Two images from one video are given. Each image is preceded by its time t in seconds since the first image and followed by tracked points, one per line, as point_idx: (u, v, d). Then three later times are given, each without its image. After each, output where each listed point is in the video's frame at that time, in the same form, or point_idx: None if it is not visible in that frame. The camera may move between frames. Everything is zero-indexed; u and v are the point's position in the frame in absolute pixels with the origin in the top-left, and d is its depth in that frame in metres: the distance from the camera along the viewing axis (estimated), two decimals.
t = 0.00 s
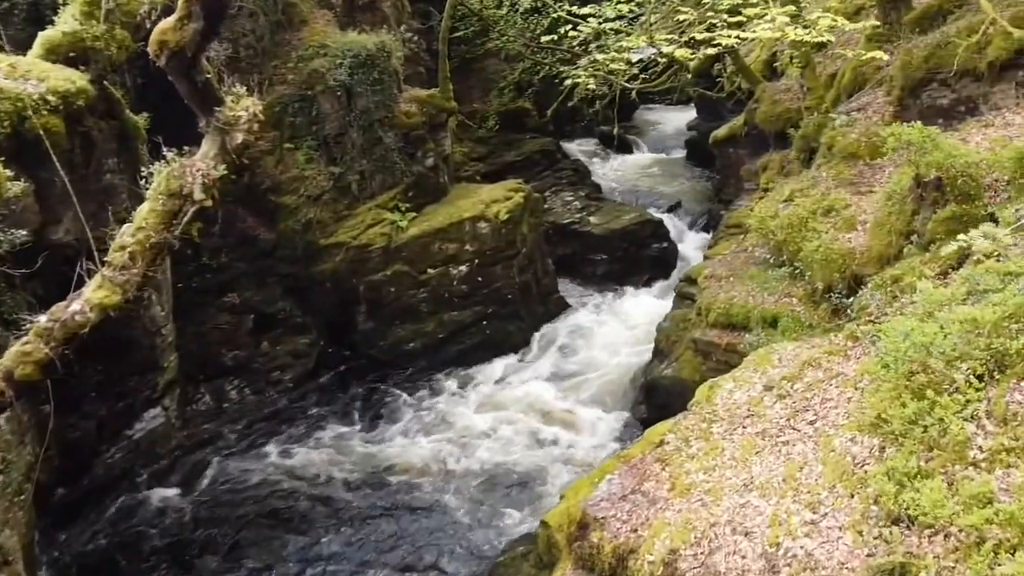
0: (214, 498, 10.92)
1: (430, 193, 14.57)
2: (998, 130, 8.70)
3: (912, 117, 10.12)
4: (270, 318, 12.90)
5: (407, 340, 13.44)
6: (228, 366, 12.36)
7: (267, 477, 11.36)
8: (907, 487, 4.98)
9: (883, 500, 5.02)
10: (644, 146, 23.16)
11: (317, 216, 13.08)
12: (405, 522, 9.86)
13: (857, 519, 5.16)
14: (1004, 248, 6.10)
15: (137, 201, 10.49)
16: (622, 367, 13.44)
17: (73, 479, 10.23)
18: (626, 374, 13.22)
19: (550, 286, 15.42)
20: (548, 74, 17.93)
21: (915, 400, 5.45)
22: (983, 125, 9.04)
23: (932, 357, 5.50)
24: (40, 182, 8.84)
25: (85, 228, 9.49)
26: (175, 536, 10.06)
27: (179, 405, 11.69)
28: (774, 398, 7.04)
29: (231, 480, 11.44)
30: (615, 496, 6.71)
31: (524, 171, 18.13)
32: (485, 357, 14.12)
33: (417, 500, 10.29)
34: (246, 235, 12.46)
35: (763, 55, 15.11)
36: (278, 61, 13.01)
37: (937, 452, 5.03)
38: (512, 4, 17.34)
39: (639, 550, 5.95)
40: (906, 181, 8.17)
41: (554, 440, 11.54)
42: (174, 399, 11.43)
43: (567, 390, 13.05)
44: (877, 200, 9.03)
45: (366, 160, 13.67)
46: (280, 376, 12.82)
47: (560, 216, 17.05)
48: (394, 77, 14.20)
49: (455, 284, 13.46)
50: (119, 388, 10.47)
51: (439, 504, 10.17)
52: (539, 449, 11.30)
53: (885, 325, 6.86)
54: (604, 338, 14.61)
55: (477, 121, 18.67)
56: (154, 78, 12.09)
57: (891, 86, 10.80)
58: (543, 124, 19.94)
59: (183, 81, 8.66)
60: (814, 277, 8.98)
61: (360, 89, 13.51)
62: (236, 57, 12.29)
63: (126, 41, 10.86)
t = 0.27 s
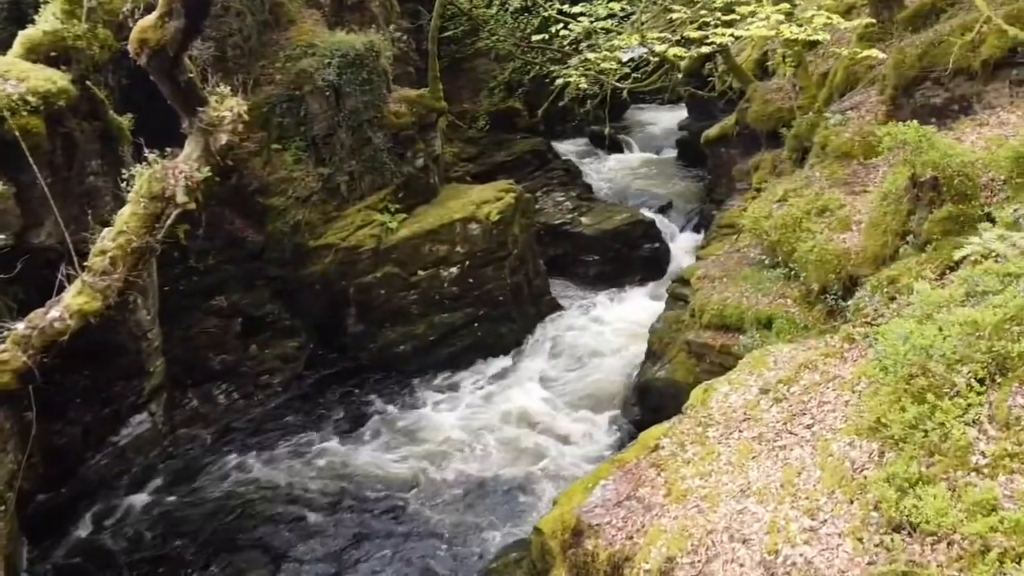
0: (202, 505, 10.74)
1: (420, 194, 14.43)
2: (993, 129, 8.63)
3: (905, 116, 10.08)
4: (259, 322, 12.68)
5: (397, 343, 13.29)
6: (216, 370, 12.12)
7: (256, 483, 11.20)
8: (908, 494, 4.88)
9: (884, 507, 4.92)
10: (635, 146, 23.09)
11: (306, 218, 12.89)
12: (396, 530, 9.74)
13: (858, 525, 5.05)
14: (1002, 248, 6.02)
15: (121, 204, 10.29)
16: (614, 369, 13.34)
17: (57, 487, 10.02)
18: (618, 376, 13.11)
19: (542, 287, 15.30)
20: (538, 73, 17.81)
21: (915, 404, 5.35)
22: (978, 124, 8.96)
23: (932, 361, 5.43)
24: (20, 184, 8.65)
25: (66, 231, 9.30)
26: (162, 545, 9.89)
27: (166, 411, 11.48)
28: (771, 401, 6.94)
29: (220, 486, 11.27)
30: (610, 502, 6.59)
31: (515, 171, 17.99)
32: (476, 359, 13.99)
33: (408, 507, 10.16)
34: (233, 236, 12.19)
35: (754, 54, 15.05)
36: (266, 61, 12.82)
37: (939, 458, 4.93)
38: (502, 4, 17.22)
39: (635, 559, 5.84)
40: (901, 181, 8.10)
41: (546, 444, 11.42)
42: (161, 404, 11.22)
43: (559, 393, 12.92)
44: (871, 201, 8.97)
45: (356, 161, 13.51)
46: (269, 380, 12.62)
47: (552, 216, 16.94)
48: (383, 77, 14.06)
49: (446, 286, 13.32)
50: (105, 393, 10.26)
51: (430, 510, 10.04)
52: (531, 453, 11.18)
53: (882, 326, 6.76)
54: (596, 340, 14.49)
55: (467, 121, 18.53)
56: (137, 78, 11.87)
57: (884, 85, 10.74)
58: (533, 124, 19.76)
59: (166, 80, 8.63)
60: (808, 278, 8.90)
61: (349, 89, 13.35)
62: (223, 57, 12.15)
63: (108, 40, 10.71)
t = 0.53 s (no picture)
0: (192, 511, 10.61)
1: (412, 195, 14.31)
2: (989, 129, 8.57)
3: (900, 115, 10.04)
4: (250, 324, 12.48)
5: (389, 345, 13.17)
6: (206, 373, 11.92)
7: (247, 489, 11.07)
8: (909, 500, 4.81)
9: (886, 512, 4.84)
10: (628, 146, 23.02)
11: (297, 219, 12.75)
12: (388, 537, 9.65)
13: (858, 531, 4.97)
14: (1001, 248, 5.96)
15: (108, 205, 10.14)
16: (608, 372, 13.26)
17: (44, 493, 9.85)
18: (611, 379, 13.03)
19: (536, 288, 15.21)
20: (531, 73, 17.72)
21: (916, 408, 5.28)
22: (973, 123, 8.90)
23: (933, 363, 5.38)
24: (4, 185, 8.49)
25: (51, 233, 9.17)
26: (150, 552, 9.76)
27: (155, 415, 11.30)
28: (768, 404, 6.86)
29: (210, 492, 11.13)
30: (606, 507, 6.49)
31: (508, 171, 17.86)
32: (470, 361, 13.88)
33: (400, 513, 10.06)
34: (224, 237, 12.00)
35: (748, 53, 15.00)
36: (256, 61, 12.67)
37: (941, 462, 4.86)
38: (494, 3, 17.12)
39: (632, 565, 5.74)
40: (898, 180, 8.05)
41: (540, 447, 11.33)
42: (150, 408, 11.01)
43: (553, 396, 12.83)
44: (868, 201, 8.91)
45: (347, 162, 13.38)
46: (260, 383, 12.45)
47: (545, 217, 16.84)
48: (375, 77, 13.94)
49: (439, 288, 13.21)
50: (93, 397, 10.08)
51: (422, 516, 9.95)
52: (525, 457, 11.09)
53: (880, 328, 6.70)
54: (590, 343, 14.41)
55: (459, 121, 18.42)
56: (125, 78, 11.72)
57: (878, 85, 10.70)
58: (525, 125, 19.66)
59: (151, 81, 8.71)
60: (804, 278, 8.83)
61: (340, 89, 13.22)
62: (213, 57, 12.08)
63: (94, 40, 10.57)
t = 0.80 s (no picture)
0: (181, 518, 10.44)
1: (403, 196, 14.17)
2: (985, 128, 8.48)
3: (894, 114, 9.97)
4: (240, 327, 12.29)
5: (381, 348, 13.02)
6: (195, 378, 11.72)
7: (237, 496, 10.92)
8: (912, 508, 4.71)
9: (888, 520, 4.75)
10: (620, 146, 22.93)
11: (286, 221, 12.58)
12: (378, 546, 9.53)
13: (860, 537, 4.87)
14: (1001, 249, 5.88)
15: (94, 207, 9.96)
16: (601, 376, 13.14)
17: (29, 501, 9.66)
18: (604, 382, 12.91)
19: (528, 290, 15.08)
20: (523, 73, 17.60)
21: (917, 413, 5.13)
22: (969, 123, 8.81)
23: (934, 368, 5.22)
24: None
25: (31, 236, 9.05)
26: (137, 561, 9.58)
27: (143, 420, 11.11)
28: (765, 407, 6.75)
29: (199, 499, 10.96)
30: (601, 514, 6.37)
31: (500, 172, 17.72)
32: (462, 364, 13.74)
33: (391, 521, 9.93)
34: (213, 240, 11.83)
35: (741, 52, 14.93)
36: (244, 61, 12.50)
37: (943, 469, 4.77)
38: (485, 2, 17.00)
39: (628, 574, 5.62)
40: (894, 181, 7.97)
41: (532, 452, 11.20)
42: (138, 414, 10.82)
43: (546, 400, 12.71)
44: (863, 201, 8.83)
45: (337, 163, 13.23)
46: (250, 387, 12.25)
47: (537, 218, 16.72)
48: (365, 76, 13.79)
49: (430, 290, 13.08)
50: (80, 403, 9.89)
51: (413, 525, 9.82)
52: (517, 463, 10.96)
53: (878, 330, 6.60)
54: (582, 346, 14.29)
55: (450, 121, 18.29)
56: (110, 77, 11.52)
57: (872, 84, 10.62)
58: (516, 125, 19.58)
59: (134, 80, 9.22)
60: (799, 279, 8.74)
61: (330, 89, 13.06)
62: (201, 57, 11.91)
63: (77, 40, 10.40)
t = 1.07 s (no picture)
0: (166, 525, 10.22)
1: (393, 197, 13.99)
2: (981, 127, 8.38)
3: (889, 114, 9.89)
4: (228, 331, 12.07)
5: (371, 351, 12.85)
6: (182, 383, 11.53)
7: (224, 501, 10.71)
8: (916, 517, 4.59)
9: (890, 528, 4.63)
10: (612, 146, 22.81)
11: (275, 223, 12.38)
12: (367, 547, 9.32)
13: (861, 547, 4.75)
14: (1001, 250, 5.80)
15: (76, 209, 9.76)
16: (594, 379, 12.97)
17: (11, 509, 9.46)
18: (597, 386, 12.74)
19: (520, 291, 14.93)
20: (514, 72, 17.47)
21: (919, 419, 5.03)
22: (965, 122, 8.71)
23: (936, 372, 5.13)
24: None
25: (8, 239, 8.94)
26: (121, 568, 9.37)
27: (129, 426, 10.88)
28: (763, 412, 6.63)
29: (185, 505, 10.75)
30: (596, 522, 6.24)
31: (491, 172, 17.55)
32: (453, 367, 13.58)
33: (380, 523, 9.73)
34: (199, 242, 11.62)
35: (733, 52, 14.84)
36: (231, 61, 12.31)
37: (947, 476, 4.65)
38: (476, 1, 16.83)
39: None
40: (891, 180, 7.87)
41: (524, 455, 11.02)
42: (123, 420, 10.59)
43: (538, 404, 12.54)
44: (859, 201, 8.73)
45: (326, 164, 13.04)
46: (238, 392, 12.01)
47: (529, 219, 16.57)
48: (354, 76, 13.61)
49: (421, 292, 12.93)
50: (63, 409, 9.67)
51: (403, 526, 9.62)
52: (509, 465, 10.78)
53: (877, 333, 6.48)
54: (575, 348, 14.11)
55: (441, 121, 18.14)
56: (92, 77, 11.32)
57: (866, 83, 10.53)
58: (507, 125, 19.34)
59: (113, 80, 9.24)
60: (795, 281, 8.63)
61: (318, 89, 12.88)
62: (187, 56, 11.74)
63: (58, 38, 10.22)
